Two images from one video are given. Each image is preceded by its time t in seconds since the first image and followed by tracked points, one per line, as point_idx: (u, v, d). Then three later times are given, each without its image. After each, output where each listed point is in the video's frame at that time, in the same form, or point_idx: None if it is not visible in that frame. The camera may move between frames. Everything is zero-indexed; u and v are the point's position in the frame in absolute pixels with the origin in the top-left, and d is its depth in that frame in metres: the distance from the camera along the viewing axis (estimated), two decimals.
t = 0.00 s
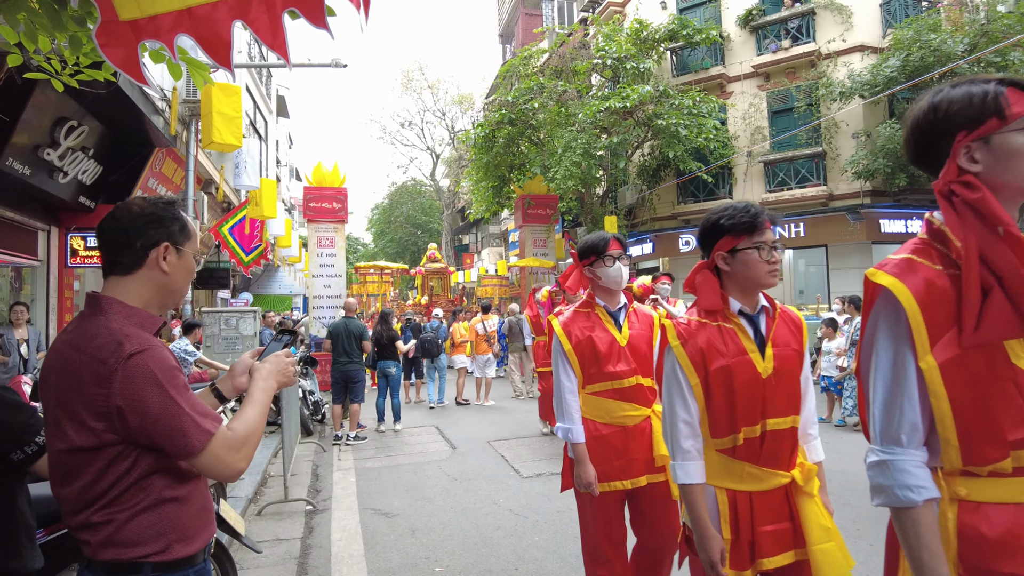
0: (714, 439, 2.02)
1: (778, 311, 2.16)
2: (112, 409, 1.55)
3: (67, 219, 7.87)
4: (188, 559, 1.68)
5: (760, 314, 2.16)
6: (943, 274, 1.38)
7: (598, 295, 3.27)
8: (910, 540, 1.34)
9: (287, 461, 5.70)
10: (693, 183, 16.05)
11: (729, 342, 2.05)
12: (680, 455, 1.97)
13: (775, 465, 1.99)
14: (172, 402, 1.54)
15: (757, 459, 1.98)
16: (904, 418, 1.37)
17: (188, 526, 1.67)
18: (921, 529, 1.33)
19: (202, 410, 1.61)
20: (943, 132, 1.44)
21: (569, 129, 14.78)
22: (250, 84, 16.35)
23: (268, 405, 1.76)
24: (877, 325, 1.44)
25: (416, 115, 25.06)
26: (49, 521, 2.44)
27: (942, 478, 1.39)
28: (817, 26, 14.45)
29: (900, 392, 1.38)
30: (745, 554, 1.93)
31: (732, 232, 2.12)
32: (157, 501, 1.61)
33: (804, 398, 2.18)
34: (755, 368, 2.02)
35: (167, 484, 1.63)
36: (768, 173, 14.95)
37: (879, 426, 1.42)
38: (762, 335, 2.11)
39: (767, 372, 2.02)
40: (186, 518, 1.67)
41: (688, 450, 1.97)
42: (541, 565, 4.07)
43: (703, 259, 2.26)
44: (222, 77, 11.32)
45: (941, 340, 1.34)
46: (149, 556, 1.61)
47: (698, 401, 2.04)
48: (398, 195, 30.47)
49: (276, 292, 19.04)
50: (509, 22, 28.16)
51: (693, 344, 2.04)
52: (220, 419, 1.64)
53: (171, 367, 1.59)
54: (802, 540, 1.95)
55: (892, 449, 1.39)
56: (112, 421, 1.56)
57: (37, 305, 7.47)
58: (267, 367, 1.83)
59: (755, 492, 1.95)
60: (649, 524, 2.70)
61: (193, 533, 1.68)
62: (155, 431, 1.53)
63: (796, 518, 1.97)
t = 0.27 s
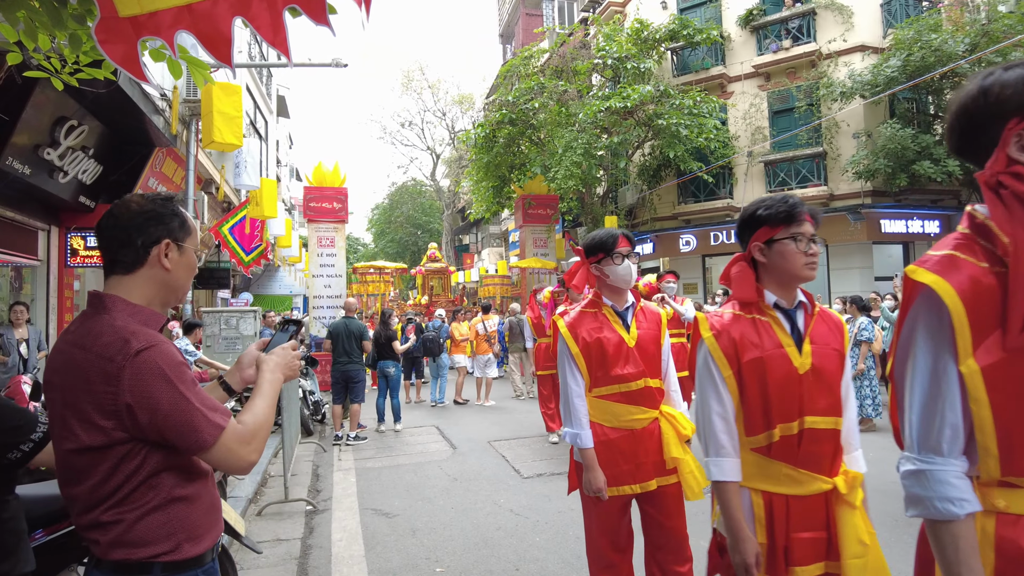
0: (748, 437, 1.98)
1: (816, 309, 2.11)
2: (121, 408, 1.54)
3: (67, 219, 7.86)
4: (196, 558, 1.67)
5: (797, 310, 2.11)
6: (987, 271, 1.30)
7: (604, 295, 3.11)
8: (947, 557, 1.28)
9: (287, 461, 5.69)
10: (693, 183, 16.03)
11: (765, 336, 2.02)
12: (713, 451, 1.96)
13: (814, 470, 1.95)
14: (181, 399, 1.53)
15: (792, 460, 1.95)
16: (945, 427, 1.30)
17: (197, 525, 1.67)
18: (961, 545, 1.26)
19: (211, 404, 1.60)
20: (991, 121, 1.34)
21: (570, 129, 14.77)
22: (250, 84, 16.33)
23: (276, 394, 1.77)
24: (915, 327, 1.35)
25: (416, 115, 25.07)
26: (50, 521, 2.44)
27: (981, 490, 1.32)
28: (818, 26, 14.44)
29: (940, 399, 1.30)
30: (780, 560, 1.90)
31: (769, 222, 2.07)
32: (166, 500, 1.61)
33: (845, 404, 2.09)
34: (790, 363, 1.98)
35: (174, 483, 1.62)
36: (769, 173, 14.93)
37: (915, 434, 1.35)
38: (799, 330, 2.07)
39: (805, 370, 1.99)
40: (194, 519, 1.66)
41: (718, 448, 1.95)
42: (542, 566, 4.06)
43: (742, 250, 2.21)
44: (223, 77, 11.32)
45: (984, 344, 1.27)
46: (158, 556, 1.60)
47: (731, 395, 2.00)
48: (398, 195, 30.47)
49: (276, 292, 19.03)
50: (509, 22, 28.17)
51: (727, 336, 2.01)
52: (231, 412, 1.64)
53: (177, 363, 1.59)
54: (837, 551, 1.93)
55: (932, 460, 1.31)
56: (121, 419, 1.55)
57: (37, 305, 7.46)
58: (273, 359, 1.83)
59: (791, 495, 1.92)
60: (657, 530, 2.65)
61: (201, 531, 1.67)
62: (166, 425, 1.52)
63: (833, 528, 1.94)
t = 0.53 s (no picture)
0: (780, 437, 1.98)
1: (850, 309, 2.12)
2: (118, 407, 1.52)
3: (63, 218, 7.83)
4: (192, 562, 1.65)
5: (832, 310, 2.10)
6: None
7: (623, 293, 3.08)
8: None
9: (283, 462, 5.67)
10: (691, 184, 16.01)
11: (801, 332, 2.02)
12: (749, 450, 1.93)
13: (849, 476, 1.93)
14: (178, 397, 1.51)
15: (827, 463, 1.93)
16: (1008, 431, 1.28)
17: (193, 529, 1.64)
18: (1023, 564, 1.23)
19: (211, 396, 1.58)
20: None
21: (567, 129, 14.78)
22: (248, 84, 16.29)
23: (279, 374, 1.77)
24: (974, 327, 1.34)
25: (413, 115, 25.09)
26: (43, 522, 2.42)
27: None
28: (815, 27, 14.46)
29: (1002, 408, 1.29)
30: (816, 565, 1.88)
31: (807, 217, 2.09)
32: (163, 503, 1.59)
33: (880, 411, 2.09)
34: (827, 361, 1.98)
35: (169, 485, 1.60)
36: (766, 174, 14.94)
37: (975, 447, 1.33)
38: (835, 329, 2.07)
39: (842, 371, 1.98)
40: (190, 522, 1.64)
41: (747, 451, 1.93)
42: (538, 567, 4.04)
43: (776, 247, 2.22)
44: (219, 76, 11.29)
45: None
46: (153, 562, 1.58)
47: (765, 392, 2.00)
48: (395, 195, 30.43)
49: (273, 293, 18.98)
50: (507, 23, 28.16)
51: (764, 331, 2.01)
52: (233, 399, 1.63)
53: (174, 359, 1.56)
54: (870, 560, 1.90)
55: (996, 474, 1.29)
56: (119, 418, 1.53)
57: (32, 305, 7.43)
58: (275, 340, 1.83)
59: (826, 499, 1.91)
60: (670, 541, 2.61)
61: (197, 535, 1.66)
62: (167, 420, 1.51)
63: (867, 537, 1.91)
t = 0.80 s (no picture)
0: (781, 436, 1.98)
1: (861, 310, 2.10)
2: (92, 407, 1.51)
3: (45, 217, 7.74)
4: (169, 565, 1.64)
5: (843, 310, 2.09)
6: None
7: (639, 289, 3.05)
8: None
9: (268, 463, 5.64)
10: (677, 185, 16.09)
11: (810, 331, 2.00)
12: (751, 449, 1.93)
13: (849, 481, 1.94)
14: (155, 392, 1.51)
15: (825, 466, 1.95)
16: None
17: (168, 532, 1.63)
18: None
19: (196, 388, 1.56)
20: None
21: (555, 130, 14.82)
22: (234, 83, 16.19)
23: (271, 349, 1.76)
24: None
25: (401, 115, 25.07)
26: (17, 526, 2.50)
27: None
28: (801, 30, 14.60)
29: None
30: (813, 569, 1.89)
31: (819, 213, 2.06)
32: (138, 505, 1.59)
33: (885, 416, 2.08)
34: (835, 363, 1.97)
35: (144, 486, 1.60)
36: (752, 175, 15.05)
37: None
38: (844, 330, 2.05)
39: (849, 373, 1.98)
40: (165, 526, 1.63)
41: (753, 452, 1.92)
42: (523, 567, 4.05)
43: (787, 244, 2.19)
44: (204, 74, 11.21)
45: None
46: (127, 567, 1.57)
47: (770, 391, 1.98)
48: (383, 195, 30.30)
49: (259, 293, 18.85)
50: (495, 23, 28.18)
51: (772, 328, 1.98)
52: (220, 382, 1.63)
53: (150, 354, 1.55)
54: (865, 565, 1.92)
55: None
56: (94, 418, 1.52)
57: (12, 305, 7.33)
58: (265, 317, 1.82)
59: (822, 502, 1.92)
60: (686, 545, 2.58)
61: (174, 539, 1.64)
62: (145, 415, 1.51)
63: (862, 543, 1.92)
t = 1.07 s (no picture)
0: (763, 442, 1.91)
1: (852, 313, 2.04)
2: (39, 411, 1.46)
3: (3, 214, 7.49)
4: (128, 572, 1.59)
5: (832, 313, 2.03)
6: None
7: (638, 286, 2.98)
8: None
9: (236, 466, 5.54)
10: (651, 187, 16.25)
11: (798, 334, 1.93)
12: (729, 457, 1.87)
13: (828, 489, 1.90)
14: (111, 389, 1.47)
15: (806, 473, 1.90)
16: None
17: (126, 537, 1.59)
18: None
19: (158, 380, 1.52)
20: None
21: (530, 130, 14.84)
22: (205, 78, 15.87)
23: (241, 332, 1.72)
24: None
25: (376, 114, 24.87)
26: None
27: None
28: (772, 35, 14.85)
29: None
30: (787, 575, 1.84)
31: (812, 211, 1.99)
32: (93, 510, 1.54)
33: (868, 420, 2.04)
34: (823, 368, 1.91)
35: (99, 491, 1.56)
36: (724, 178, 15.26)
37: None
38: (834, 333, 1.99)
39: (836, 378, 1.92)
40: (122, 532, 1.58)
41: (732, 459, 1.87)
42: (495, 569, 4.05)
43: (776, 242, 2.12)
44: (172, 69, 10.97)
45: None
46: None
47: (754, 395, 1.92)
48: (357, 194, 30.00)
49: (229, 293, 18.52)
50: (471, 23, 28.13)
51: (759, 330, 1.91)
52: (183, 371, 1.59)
53: (102, 351, 1.50)
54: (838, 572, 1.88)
55: None
56: (42, 422, 1.47)
57: None
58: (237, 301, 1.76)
59: (801, 510, 1.87)
60: (670, 546, 2.64)
61: (134, 544, 1.60)
62: (105, 414, 1.48)
63: (838, 550, 1.88)
